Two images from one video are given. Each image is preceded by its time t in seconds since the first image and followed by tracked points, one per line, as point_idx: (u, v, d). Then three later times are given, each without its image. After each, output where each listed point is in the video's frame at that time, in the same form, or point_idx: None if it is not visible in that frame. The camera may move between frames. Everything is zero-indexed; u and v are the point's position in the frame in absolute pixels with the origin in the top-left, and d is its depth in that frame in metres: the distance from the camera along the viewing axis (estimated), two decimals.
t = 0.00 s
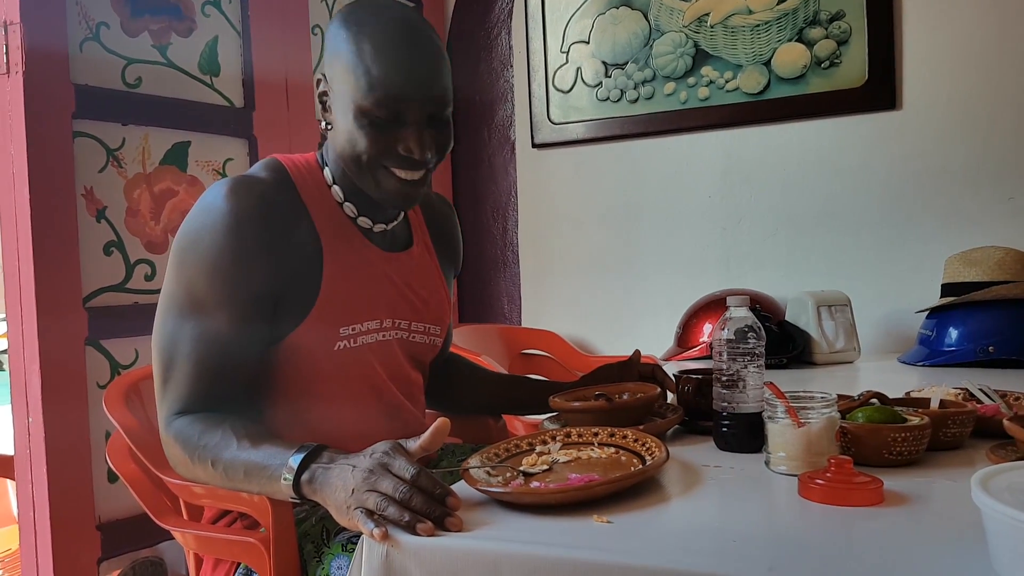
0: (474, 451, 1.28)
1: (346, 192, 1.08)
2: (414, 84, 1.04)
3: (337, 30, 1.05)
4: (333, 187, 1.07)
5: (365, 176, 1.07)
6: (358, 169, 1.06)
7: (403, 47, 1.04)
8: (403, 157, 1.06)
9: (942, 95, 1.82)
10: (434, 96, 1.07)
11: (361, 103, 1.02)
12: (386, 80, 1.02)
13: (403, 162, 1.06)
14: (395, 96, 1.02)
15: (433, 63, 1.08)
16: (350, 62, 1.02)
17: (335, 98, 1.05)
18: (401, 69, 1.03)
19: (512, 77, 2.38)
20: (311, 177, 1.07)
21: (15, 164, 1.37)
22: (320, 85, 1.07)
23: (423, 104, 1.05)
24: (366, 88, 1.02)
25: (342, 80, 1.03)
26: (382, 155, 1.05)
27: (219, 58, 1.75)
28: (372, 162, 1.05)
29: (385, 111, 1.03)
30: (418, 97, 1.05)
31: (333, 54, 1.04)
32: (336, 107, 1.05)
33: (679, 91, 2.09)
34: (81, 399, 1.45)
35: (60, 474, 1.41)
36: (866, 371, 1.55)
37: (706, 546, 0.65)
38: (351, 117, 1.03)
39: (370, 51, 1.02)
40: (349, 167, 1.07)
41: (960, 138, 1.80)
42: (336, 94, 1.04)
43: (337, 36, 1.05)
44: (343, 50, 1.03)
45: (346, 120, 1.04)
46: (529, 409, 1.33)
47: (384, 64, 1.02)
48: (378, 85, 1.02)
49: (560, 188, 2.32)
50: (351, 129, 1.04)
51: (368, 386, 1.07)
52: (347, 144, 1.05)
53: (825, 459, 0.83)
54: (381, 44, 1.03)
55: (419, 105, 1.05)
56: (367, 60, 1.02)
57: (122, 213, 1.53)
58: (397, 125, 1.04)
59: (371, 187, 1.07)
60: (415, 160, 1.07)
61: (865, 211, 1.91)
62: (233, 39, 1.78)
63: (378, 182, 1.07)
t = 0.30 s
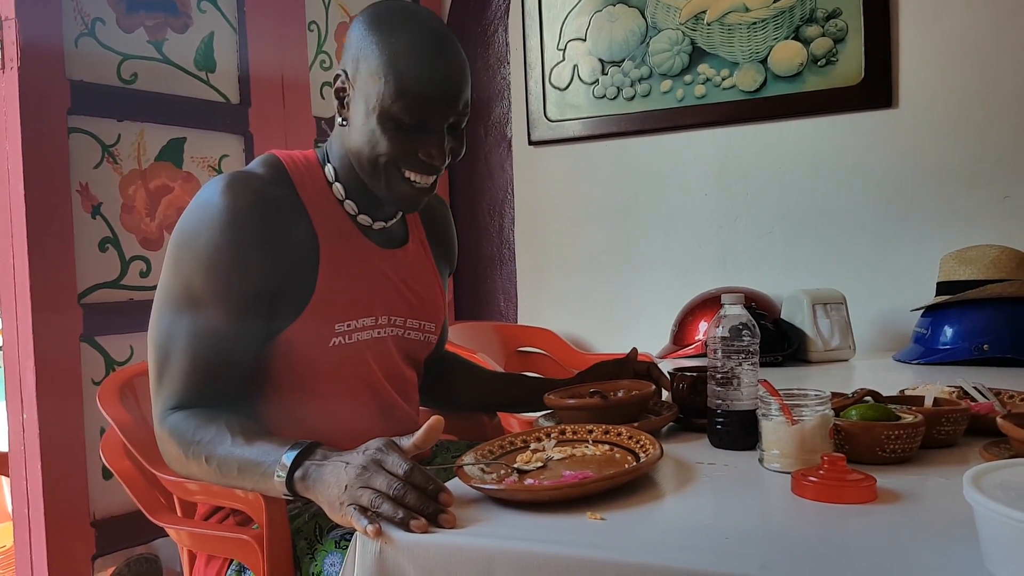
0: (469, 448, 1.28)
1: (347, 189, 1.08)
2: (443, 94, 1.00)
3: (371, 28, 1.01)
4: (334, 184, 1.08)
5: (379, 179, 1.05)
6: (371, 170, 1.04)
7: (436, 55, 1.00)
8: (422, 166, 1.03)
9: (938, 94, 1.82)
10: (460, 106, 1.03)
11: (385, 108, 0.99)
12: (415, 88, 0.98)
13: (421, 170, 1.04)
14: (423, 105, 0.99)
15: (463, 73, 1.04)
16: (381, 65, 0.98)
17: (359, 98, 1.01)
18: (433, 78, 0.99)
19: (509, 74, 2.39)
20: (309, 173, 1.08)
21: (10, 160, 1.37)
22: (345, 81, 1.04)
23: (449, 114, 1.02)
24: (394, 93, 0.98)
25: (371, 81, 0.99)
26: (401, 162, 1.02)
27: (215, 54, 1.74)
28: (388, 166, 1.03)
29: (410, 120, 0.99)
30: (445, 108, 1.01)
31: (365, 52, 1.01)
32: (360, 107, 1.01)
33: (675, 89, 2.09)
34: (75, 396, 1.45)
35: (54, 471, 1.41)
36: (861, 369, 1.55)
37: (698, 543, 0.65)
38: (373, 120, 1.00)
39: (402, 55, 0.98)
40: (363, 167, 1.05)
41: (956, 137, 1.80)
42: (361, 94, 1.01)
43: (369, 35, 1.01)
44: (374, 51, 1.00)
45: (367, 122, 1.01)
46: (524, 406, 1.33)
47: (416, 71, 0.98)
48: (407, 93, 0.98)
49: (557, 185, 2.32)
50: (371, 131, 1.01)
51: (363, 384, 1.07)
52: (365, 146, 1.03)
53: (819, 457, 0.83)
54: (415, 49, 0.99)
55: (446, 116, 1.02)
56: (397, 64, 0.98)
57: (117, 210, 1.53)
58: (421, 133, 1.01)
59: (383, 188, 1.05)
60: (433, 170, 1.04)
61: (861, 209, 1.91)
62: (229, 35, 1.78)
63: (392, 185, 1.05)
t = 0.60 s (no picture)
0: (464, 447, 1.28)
1: (354, 187, 1.09)
2: (435, 72, 1.03)
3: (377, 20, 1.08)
4: (344, 182, 1.08)
5: (362, 153, 1.07)
6: (356, 145, 1.07)
7: (427, 36, 1.04)
8: (402, 138, 1.04)
9: (932, 93, 1.82)
10: (448, 86, 1.05)
11: (371, 79, 1.03)
12: (399, 59, 1.02)
13: (401, 143, 1.04)
14: (405, 76, 1.02)
15: (457, 60, 1.06)
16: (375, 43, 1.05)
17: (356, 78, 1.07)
18: (418, 53, 1.02)
19: (503, 73, 2.39)
20: (319, 172, 1.07)
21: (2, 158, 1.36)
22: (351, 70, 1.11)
23: (439, 95, 1.04)
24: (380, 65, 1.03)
25: (364, 58, 1.05)
26: (380, 132, 1.04)
27: (208, 51, 1.74)
28: (369, 139, 1.05)
29: (393, 90, 1.03)
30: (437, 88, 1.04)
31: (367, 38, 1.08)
32: (357, 87, 1.07)
33: (670, 87, 2.09)
34: (69, 395, 1.44)
35: (46, 471, 1.40)
36: (855, 367, 1.56)
37: (694, 542, 0.65)
38: (363, 94, 1.05)
39: (394, 33, 1.04)
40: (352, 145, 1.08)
41: (950, 136, 1.81)
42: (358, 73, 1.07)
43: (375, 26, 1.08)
44: (373, 35, 1.06)
45: (358, 98, 1.06)
46: (520, 405, 1.33)
47: (404, 45, 1.02)
48: (391, 63, 1.02)
49: (551, 184, 2.32)
50: (360, 106, 1.05)
51: (364, 385, 1.07)
52: (354, 121, 1.07)
53: (813, 455, 0.83)
54: (406, 28, 1.04)
55: (429, 90, 1.03)
56: (388, 41, 1.03)
57: (110, 208, 1.52)
58: (407, 107, 1.04)
59: (368, 164, 1.07)
60: (412, 144, 1.04)
61: (855, 208, 1.91)
62: (222, 33, 1.77)
63: (375, 160, 1.06)
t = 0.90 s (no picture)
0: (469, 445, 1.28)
1: (371, 190, 1.08)
2: (484, 99, 1.01)
3: (419, 29, 1.03)
4: (359, 185, 1.08)
5: (405, 173, 1.06)
6: (398, 164, 1.05)
7: (478, 59, 1.02)
8: (449, 164, 1.03)
9: (936, 89, 1.82)
10: (495, 112, 1.04)
11: (422, 103, 1.00)
12: (454, 87, 0.99)
13: (449, 169, 1.04)
14: (460, 104, 1.00)
15: (502, 82, 1.05)
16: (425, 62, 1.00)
17: (399, 93, 1.02)
18: (472, 79, 1.00)
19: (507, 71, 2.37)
20: (331, 171, 1.07)
21: (6, 156, 1.36)
22: (387, 77, 1.05)
23: (486, 119, 1.03)
24: (432, 90, 0.99)
25: (413, 77, 1.01)
26: (428, 157, 1.03)
27: (212, 49, 1.74)
28: (416, 162, 1.03)
29: (446, 117, 1.00)
30: (484, 113, 1.02)
31: (411, 51, 1.02)
32: (396, 104, 1.03)
33: (673, 84, 2.09)
34: (73, 392, 1.45)
35: (50, 468, 1.40)
36: (859, 364, 1.56)
37: (699, 539, 0.65)
38: (409, 115, 1.01)
39: (445, 54, 1.00)
40: (392, 162, 1.06)
41: (955, 132, 1.81)
42: (402, 89, 1.02)
43: (417, 36, 1.03)
44: (420, 51, 1.01)
45: (403, 117, 1.02)
46: (523, 402, 1.33)
47: (454, 72, 0.99)
48: (445, 90, 0.99)
49: (554, 181, 2.32)
50: (406, 127, 1.02)
51: (370, 385, 1.07)
52: (397, 140, 1.04)
53: (818, 452, 0.83)
54: (458, 50, 1.00)
55: (480, 117, 1.02)
56: (439, 63, 0.99)
57: (114, 205, 1.52)
58: (456, 134, 1.02)
59: (408, 183, 1.06)
60: (460, 170, 1.04)
61: (860, 205, 1.91)
62: (225, 30, 1.77)
63: (419, 181, 1.05)
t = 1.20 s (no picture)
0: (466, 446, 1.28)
1: (377, 196, 1.08)
2: (515, 122, 1.03)
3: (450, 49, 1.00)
4: (365, 190, 1.08)
5: (437, 196, 1.05)
6: (430, 187, 1.05)
7: (510, 83, 1.02)
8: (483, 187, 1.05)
9: (933, 90, 1.82)
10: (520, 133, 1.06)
11: (465, 132, 0.99)
12: (495, 117, 1.00)
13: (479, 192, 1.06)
14: (499, 133, 1.01)
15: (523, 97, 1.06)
16: (465, 89, 0.98)
17: (436, 118, 1.00)
18: (508, 107, 1.01)
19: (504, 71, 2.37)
20: (333, 174, 1.07)
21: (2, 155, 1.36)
22: (416, 98, 1.01)
23: (515, 140, 1.05)
24: (476, 120, 0.99)
25: (452, 105, 0.98)
26: (465, 183, 1.03)
27: (209, 48, 1.74)
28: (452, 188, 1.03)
29: (487, 145, 1.01)
30: (514, 135, 1.04)
31: (446, 74, 0.99)
32: (429, 130, 1.01)
33: (671, 85, 2.09)
34: (69, 392, 1.44)
35: (45, 469, 1.40)
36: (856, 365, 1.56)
37: (696, 540, 0.65)
38: (449, 143, 1.00)
39: (484, 81, 0.99)
40: (423, 184, 1.05)
41: (952, 134, 1.81)
42: (438, 115, 1.00)
43: (448, 58, 1.00)
44: (457, 76, 0.99)
45: (442, 144, 1.00)
46: (520, 403, 1.33)
47: (491, 100, 0.99)
48: (488, 120, 0.99)
49: (552, 181, 2.32)
50: (445, 154, 1.01)
51: (369, 386, 1.07)
52: (431, 165, 1.02)
53: (814, 453, 0.83)
54: (496, 77, 1.00)
55: (511, 141, 1.04)
56: (482, 90, 0.99)
57: (111, 205, 1.52)
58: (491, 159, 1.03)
59: (438, 205, 1.06)
60: (489, 191, 1.07)
61: (857, 206, 1.91)
62: (223, 30, 1.77)
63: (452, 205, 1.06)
